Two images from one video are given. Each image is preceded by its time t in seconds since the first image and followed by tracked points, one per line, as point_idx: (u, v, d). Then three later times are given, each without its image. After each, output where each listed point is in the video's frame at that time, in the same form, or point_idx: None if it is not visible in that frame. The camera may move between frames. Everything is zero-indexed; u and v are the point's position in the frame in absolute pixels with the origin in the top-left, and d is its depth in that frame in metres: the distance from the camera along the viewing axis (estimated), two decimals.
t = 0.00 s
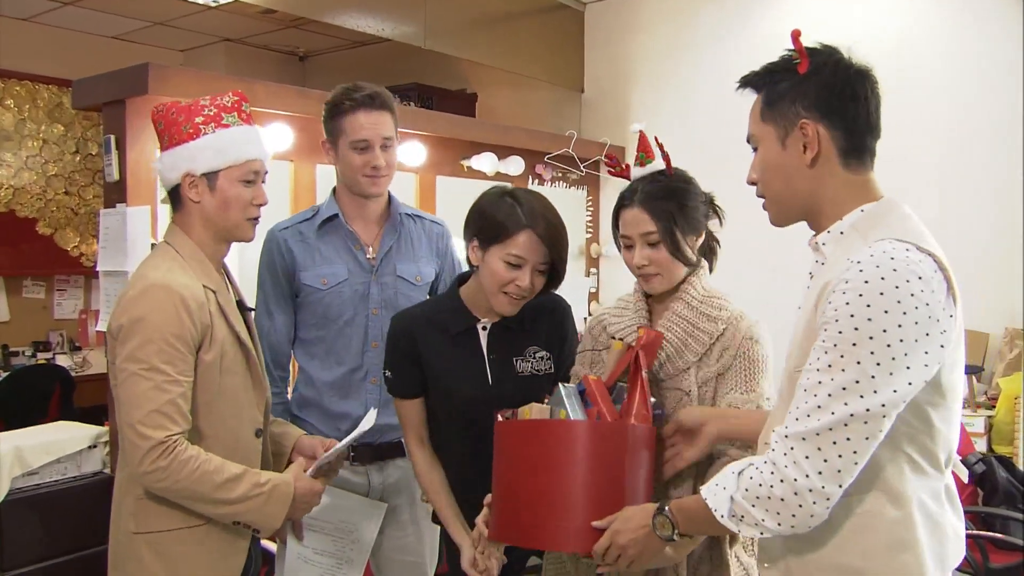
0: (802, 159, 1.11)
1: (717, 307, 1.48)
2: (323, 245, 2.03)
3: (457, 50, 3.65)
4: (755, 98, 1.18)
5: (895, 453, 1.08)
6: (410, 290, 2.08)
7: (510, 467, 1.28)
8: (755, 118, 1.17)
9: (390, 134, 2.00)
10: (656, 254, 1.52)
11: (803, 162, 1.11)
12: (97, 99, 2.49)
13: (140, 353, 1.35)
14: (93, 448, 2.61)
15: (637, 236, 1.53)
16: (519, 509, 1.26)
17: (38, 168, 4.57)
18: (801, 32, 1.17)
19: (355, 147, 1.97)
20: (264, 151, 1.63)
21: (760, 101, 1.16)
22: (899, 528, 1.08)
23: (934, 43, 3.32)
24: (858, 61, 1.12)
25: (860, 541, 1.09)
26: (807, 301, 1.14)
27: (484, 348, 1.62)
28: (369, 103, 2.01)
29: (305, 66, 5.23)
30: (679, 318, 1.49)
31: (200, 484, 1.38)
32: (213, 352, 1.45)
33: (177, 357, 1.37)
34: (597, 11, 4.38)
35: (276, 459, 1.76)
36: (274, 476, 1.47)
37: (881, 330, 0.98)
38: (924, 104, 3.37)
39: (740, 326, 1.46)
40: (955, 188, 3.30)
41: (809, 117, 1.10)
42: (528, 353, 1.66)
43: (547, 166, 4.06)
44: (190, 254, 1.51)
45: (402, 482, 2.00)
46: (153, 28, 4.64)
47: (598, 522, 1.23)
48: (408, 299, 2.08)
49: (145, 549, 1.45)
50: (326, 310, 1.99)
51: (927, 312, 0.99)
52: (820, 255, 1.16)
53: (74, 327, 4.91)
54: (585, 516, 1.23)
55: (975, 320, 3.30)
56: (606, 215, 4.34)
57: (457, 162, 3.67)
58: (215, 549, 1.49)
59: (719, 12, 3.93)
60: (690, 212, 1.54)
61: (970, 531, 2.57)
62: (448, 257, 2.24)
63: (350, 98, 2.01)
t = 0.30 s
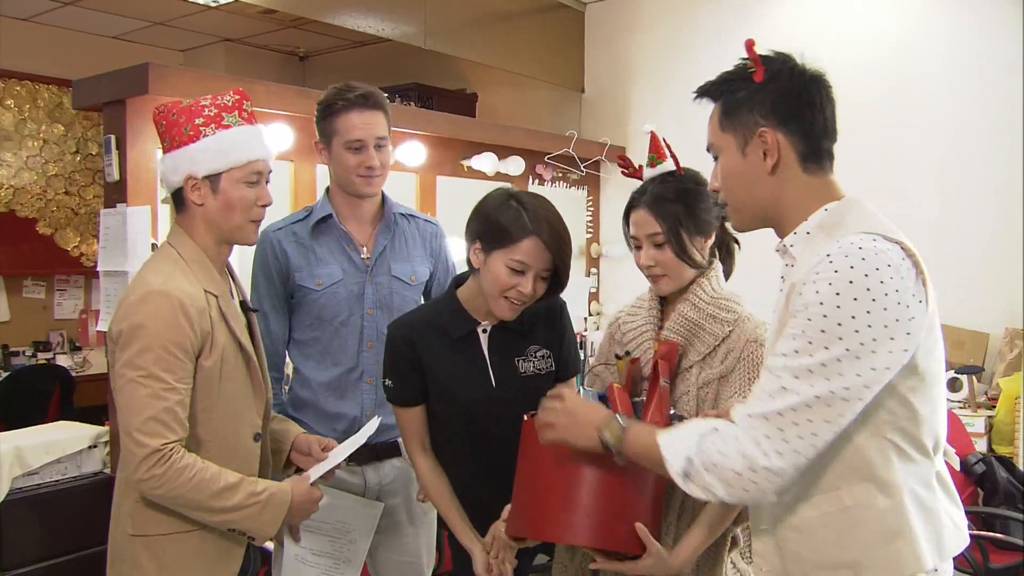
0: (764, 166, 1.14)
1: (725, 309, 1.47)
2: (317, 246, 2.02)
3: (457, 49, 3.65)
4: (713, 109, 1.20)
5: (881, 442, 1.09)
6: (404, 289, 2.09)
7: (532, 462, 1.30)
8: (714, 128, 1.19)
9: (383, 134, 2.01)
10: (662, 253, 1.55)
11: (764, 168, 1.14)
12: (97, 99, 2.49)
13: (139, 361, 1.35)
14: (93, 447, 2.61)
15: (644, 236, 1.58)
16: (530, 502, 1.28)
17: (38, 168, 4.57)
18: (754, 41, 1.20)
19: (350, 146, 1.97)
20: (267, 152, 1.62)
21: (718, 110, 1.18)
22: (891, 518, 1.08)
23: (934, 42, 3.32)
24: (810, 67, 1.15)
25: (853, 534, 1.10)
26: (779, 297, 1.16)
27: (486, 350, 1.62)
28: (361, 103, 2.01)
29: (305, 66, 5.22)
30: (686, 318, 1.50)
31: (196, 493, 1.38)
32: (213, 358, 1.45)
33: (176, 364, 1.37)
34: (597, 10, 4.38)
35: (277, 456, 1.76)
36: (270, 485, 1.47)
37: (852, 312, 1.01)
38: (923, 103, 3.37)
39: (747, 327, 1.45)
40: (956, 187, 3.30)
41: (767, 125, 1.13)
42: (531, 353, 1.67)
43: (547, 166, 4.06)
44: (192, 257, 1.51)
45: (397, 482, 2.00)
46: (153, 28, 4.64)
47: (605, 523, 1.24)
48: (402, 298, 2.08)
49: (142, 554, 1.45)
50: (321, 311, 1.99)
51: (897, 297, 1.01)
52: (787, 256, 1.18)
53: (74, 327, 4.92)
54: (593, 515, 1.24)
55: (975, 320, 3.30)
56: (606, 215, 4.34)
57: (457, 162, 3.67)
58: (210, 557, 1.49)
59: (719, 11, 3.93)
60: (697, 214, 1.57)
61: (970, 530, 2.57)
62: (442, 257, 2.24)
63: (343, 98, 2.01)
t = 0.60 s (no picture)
0: (729, 172, 1.17)
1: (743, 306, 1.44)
2: (315, 247, 2.02)
3: (457, 49, 3.65)
4: (677, 121, 1.23)
5: (836, 431, 1.11)
6: (402, 290, 2.09)
7: (548, 484, 1.33)
8: (680, 139, 1.22)
9: (378, 131, 2.01)
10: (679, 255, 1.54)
11: (730, 174, 1.17)
12: (97, 99, 2.49)
13: (135, 368, 1.35)
14: (93, 447, 2.60)
15: (664, 239, 1.57)
16: (546, 518, 1.32)
17: (38, 167, 4.57)
18: (711, 53, 1.24)
19: (341, 142, 1.98)
20: (263, 148, 1.63)
21: (683, 121, 1.22)
22: (844, 504, 1.10)
23: (934, 42, 3.32)
24: (768, 74, 1.19)
25: (807, 522, 1.13)
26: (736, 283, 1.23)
27: (490, 351, 1.63)
28: (357, 101, 2.01)
29: (304, 66, 5.21)
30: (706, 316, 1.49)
31: (193, 500, 1.38)
32: (211, 364, 1.45)
33: (172, 372, 1.37)
34: (598, 10, 4.38)
35: (276, 459, 1.76)
36: (268, 492, 1.47)
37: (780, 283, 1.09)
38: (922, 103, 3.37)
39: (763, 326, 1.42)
40: (956, 187, 3.30)
41: (730, 132, 1.16)
42: (535, 354, 1.68)
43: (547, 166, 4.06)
44: (190, 260, 1.51)
45: (395, 482, 1.99)
46: (154, 28, 4.63)
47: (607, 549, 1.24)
48: (400, 299, 2.09)
49: (141, 560, 1.45)
50: (319, 311, 1.99)
51: (834, 281, 1.07)
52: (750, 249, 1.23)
53: (74, 327, 4.92)
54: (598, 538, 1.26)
55: (975, 321, 3.30)
56: (606, 215, 4.35)
57: (457, 162, 3.67)
58: (208, 563, 1.49)
59: (720, 10, 3.93)
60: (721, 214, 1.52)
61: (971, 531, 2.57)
62: (440, 258, 2.24)
63: (341, 94, 2.01)
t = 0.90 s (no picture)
0: (723, 173, 1.17)
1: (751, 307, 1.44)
2: (317, 247, 2.02)
3: (457, 49, 3.65)
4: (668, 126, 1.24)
5: (834, 433, 1.11)
6: (404, 290, 2.09)
7: (558, 498, 1.34)
8: (673, 144, 1.22)
9: (374, 131, 2.00)
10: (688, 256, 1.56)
11: (724, 175, 1.17)
12: (97, 98, 2.49)
13: (131, 372, 1.35)
14: (93, 447, 2.60)
15: (677, 240, 1.61)
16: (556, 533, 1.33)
17: (38, 167, 4.57)
18: (700, 59, 1.24)
19: (337, 139, 1.98)
20: (269, 155, 1.62)
21: (674, 128, 1.22)
22: (845, 506, 1.11)
23: (934, 42, 3.32)
24: (756, 77, 1.19)
25: (808, 524, 1.12)
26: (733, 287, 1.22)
27: (492, 348, 1.63)
28: (355, 99, 2.00)
29: (304, 65, 5.20)
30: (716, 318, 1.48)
31: (188, 506, 1.38)
32: (208, 368, 1.45)
33: (168, 376, 1.36)
34: (598, 10, 4.38)
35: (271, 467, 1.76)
36: (265, 497, 1.47)
37: (779, 286, 1.09)
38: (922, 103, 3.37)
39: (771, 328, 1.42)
40: (956, 187, 3.30)
41: (722, 134, 1.16)
42: (536, 353, 1.68)
43: (547, 166, 4.07)
44: (188, 262, 1.51)
45: (396, 482, 2.00)
46: (154, 27, 4.62)
47: (614, 568, 1.25)
48: (402, 299, 2.09)
49: (137, 564, 1.45)
50: (321, 310, 1.99)
51: (832, 279, 1.08)
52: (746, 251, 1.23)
53: (74, 326, 4.92)
54: (607, 556, 1.26)
55: (975, 321, 3.31)
56: (606, 214, 4.35)
57: (457, 162, 3.67)
58: (204, 568, 1.49)
59: (720, 10, 3.93)
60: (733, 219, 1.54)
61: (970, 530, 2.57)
62: (443, 258, 2.24)
63: (341, 92, 2.01)
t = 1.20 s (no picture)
0: (738, 169, 1.17)
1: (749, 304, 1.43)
2: (320, 247, 2.02)
3: (457, 49, 3.65)
4: (682, 122, 1.24)
5: (849, 437, 1.11)
6: (407, 290, 2.09)
7: (558, 489, 1.33)
8: (687, 139, 1.22)
9: (380, 131, 2.00)
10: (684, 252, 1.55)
11: (739, 172, 1.17)
12: (97, 98, 2.49)
13: (132, 370, 1.35)
14: (93, 447, 2.59)
15: (670, 235, 1.58)
16: (558, 526, 1.32)
17: (37, 167, 4.57)
18: (716, 52, 1.24)
19: (346, 144, 1.98)
20: (277, 157, 1.62)
21: (688, 123, 1.22)
22: (859, 511, 1.10)
23: (935, 41, 3.32)
24: (771, 73, 1.19)
25: (822, 529, 1.12)
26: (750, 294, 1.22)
27: (492, 342, 1.63)
28: (357, 101, 2.00)
29: (305, 65, 5.20)
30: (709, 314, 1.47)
31: (187, 505, 1.38)
32: (209, 368, 1.45)
33: (169, 375, 1.36)
34: (598, 10, 4.38)
35: (269, 470, 1.76)
36: (264, 498, 1.47)
37: (801, 295, 1.08)
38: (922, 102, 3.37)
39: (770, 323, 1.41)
40: (957, 186, 3.30)
41: (737, 131, 1.16)
42: (535, 348, 1.68)
43: (547, 166, 4.07)
44: (192, 261, 1.51)
45: (398, 483, 1.99)
46: (154, 27, 4.62)
47: (620, 557, 1.25)
48: (405, 299, 2.08)
49: (136, 563, 1.45)
50: (323, 310, 1.99)
51: (851, 284, 1.07)
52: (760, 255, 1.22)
53: (73, 326, 4.91)
54: (612, 546, 1.26)
55: (975, 321, 3.30)
56: (605, 214, 4.35)
57: (457, 161, 3.67)
58: (202, 568, 1.49)
59: (720, 9, 3.93)
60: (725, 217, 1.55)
61: (969, 530, 2.56)
62: (445, 258, 2.24)
63: (340, 95, 2.00)
